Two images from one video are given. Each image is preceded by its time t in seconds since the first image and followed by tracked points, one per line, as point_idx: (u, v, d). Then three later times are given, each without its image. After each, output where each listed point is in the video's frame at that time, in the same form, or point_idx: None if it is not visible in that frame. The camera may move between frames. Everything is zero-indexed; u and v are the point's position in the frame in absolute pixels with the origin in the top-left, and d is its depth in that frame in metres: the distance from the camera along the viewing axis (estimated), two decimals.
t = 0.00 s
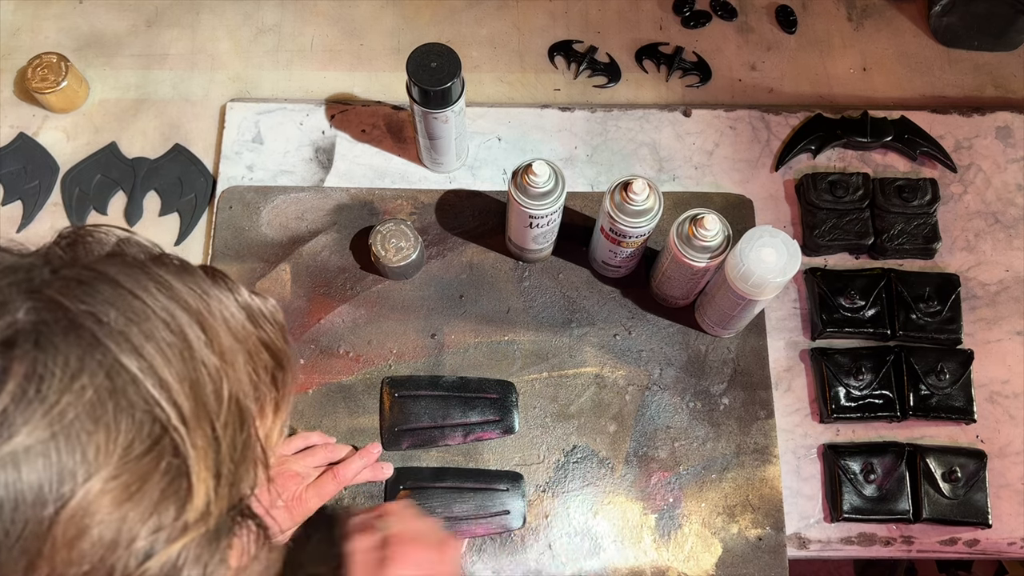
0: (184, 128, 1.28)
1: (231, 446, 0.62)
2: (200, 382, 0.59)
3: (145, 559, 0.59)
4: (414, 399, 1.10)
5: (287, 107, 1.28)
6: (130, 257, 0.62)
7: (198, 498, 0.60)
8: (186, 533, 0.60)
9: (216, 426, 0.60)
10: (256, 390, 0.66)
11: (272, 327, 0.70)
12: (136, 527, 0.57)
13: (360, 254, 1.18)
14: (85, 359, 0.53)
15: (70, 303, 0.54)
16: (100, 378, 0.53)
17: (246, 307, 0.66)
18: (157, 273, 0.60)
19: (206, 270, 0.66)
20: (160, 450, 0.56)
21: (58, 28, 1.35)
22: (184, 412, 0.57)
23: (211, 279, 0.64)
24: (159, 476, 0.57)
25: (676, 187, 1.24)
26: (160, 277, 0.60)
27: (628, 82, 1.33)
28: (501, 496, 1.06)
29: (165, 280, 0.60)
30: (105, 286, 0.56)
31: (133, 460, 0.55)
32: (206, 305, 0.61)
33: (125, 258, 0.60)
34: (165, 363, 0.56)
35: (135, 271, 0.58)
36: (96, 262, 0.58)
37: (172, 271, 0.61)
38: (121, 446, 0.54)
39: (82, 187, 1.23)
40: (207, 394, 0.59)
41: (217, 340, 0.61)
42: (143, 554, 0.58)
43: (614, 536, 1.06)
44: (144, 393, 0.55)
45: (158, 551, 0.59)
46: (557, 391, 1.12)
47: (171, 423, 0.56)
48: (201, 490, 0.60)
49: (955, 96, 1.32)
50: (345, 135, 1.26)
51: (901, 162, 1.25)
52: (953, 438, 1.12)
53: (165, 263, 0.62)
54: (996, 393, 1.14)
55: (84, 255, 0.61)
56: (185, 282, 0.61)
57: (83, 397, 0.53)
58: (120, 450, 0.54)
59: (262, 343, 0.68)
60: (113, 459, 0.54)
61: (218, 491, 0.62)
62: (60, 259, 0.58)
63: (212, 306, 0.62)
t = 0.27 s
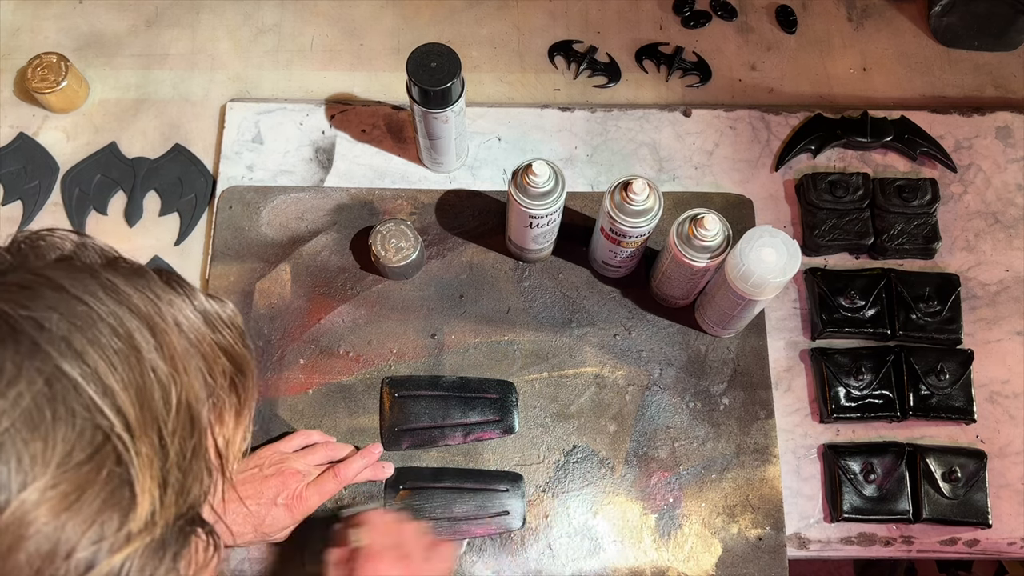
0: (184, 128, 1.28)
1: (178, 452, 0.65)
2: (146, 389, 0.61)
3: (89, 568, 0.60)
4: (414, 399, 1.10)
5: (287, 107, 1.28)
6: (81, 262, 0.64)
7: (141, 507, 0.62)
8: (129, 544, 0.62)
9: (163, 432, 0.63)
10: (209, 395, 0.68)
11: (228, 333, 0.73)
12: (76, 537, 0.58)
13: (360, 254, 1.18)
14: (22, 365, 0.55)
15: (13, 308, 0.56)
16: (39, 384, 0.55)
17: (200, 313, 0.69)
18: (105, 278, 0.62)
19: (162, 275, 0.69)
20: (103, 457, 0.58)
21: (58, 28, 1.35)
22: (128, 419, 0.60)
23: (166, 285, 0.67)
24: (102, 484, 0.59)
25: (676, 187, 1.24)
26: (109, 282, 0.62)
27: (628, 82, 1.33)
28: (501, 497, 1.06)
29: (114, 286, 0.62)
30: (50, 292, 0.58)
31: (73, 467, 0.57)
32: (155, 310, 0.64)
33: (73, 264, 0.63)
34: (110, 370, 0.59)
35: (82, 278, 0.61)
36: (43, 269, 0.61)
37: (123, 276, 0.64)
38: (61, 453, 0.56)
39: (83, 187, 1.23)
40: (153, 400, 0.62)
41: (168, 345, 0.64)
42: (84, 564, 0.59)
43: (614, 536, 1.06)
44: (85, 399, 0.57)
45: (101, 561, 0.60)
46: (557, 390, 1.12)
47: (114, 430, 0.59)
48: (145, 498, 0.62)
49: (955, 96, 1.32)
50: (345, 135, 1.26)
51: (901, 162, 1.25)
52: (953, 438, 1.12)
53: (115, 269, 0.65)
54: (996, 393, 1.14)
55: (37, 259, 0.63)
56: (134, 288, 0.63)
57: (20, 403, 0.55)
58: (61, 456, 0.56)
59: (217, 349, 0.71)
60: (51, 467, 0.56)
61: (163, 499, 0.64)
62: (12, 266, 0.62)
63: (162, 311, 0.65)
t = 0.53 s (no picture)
0: (184, 128, 1.28)
1: (174, 476, 0.64)
2: (144, 411, 0.61)
3: None
4: (414, 399, 1.10)
5: (287, 107, 1.28)
6: (82, 280, 0.64)
7: (136, 534, 0.62)
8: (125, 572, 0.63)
9: (160, 457, 0.63)
10: (207, 418, 0.68)
11: (230, 351, 0.73)
12: (73, 564, 0.60)
13: (360, 254, 1.18)
14: (19, 388, 0.55)
15: (11, 329, 0.57)
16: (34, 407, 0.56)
17: (201, 331, 0.69)
18: (104, 297, 0.62)
19: (164, 292, 0.68)
20: (98, 484, 0.58)
21: (58, 28, 1.35)
22: (125, 444, 0.59)
23: (168, 303, 0.67)
24: (98, 510, 0.59)
25: (676, 187, 1.24)
26: (109, 301, 0.62)
27: (628, 82, 1.33)
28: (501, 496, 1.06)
29: (114, 306, 0.62)
30: (48, 312, 0.59)
31: (68, 494, 0.57)
32: (155, 329, 0.64)
33: (74, 282, 0.63)
34: (108, 392, 0.59)
35: (82, 297, 0.61)
36: (44, 287, 0.61)
37: (124, 294, 0.64)
38: (56, 481, 0.56)
39: (83, 187, 1.23)
40: (150, 422, 0.61)
41: (168, 366, 0.64)
42: None
43: (613, 536, 1.06)
44: (81, 424, 0.57)
45: None
46: (557, 390, 1.12)
47: (109, 456, 0.58)
48: (141, 525, 0.62)
49: (955, 96, 1.32)
50: (345, 135, 1.26)
51: (901, 162, 1.25)
52: (953, 438, 1.12)
53: (116, 287, 0.64)
54: (996, 393, 1.14)
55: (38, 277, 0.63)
56: (134, 307, 0.63)
57: (16, 427, 0.55)
58: (58, 482, 0.56)
59: (218, 368, 0.71)
60: (46, 494, 0.56)
61: (159, 525, 0.64)
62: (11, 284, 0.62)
63: (162, 330, 0.64)
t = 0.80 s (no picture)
0: (184, 128, 1.28)
1: (238, 511, 0.65)
2: (213, 454, 0.60)
3: None
4: (414, 399, 1.10)
5: (287, 107, 1.28)
6: (142, 309, 0.62)
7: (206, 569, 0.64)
8: None
9: (227, 497, 0.63)
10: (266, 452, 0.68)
11: (282, 380, 0.72)
12: None
13: (360, 254, 1.18)
14: (98, 433, 0.54)
15: (83, 369, 0.55)
16: (112, 452, 0.55)
17: (257, 362, 0.68)
18: (172, 332, 0.60)
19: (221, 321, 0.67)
20: (171, 527, 0.59)
21: (58, 28, 1.35)
22: (195, 486, 0.59)
23: (226, 335, 0.65)
24: (170, 549, 0.60)
25: (676, 187, 1.24)
26: (176, 337, 0.60)
27: (628, 82, 1.33)
28: (502, 491, 1.06)
29: (181, 341, 0.60)
30: (118, 348, 0.56)
31: (143, 535, 0.58)
32: (222, 367, 0.62)
33: (140, 313, 0.60)
34: (180, 434, 0.58)
35: (150, 331, 0.59)
36: (110, 319, 0.59)
37: (186, 326, 0.62)
38: (131, 524, 0.56)
39: (83, 187, 1.23)
40: (218, 464, 0.61)
41: (234, 405, 0.63)
42: None
43: (614, 536, 1.06)
44: (155, 467, 0.56)
45: None
46: (557, 390, 1.12)
47: (182, 499, 0.58)
48: (210, 564, 0.64)
49: (955, 96, 1.32)
50: (345, 135, 1.26)
51: (900, 162, 1.25)
52: (953, 438, 1.12)
53: (179, 319, 0.62)
54: (996, 393, 1.14)
55: (97, 305, 0.60)
56: (201, 343, 0.61)
57: (93, 471, 0.54)
58: (132, 524, 0.56)
59: (274, 401, 0.70)
60: (122, 538, 0.56)
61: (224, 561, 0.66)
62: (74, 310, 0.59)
63: (225, 365, 0.63)
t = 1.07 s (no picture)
0: (184, 128, 1.28)
1: (272, 545, 0.67)
2: (246, 492, 0.61)
3: None
4: (414, 399, 1.10)
5: (287, 107, 1.28)
6: (164, 344, 0.62)
7: None
8: None
9: (261, 535, 0.64)
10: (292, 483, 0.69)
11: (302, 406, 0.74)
12: None
13: (360, 254, 1.18)
14: (137, 482, 0.54)
15: (116, 413, 0.54)
16: (151, 500, 0.55)
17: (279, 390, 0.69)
18: (199, 368, 0.60)
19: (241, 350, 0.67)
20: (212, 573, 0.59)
21: (58, 28, 1.35)
22: (233, 528, 0.60)
23: (250, 366, 0.66)
24: None
25: (676, 187, 1.24)
26: (202, 374, 0.60)
27: (628, 82, 1.33)
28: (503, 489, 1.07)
29: (208, 377, 0.61)
30: (147, 390, 0.56)
31: None
32: (248, 401, 0.63)
33: (164, 349, 0.60)
34: (215, 475, 0.58)
35: (177, 367, 0.59)
36: (134, 357, 0.59)
37: (210, 360, 0.62)
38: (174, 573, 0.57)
39: (83, 187, 1.23)
40: (251, 502, 0.62)
41: (262, 440, 0.64)
42: None
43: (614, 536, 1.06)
44: (194, 512, 0.57)
45: None
46: (557, 390, 1.12)
47: (222, 543, 0.59)
48: None
49: (955, 96, 1.32)
50: (345, 135, 1.26)
51: (900, 162, 1.25)
52: (953, 438, 1.12)
53: (204, 353, 0.62)
54: (996, 393, 1.14)
55: (118, 340, 0.61)
56: (227, 377, 0.62)
57: (135, 522, 0.54)
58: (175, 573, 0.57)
59: (296, 429, 0.72)
60: None
61: None
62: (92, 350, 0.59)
63: (251, 400, 0.64)
